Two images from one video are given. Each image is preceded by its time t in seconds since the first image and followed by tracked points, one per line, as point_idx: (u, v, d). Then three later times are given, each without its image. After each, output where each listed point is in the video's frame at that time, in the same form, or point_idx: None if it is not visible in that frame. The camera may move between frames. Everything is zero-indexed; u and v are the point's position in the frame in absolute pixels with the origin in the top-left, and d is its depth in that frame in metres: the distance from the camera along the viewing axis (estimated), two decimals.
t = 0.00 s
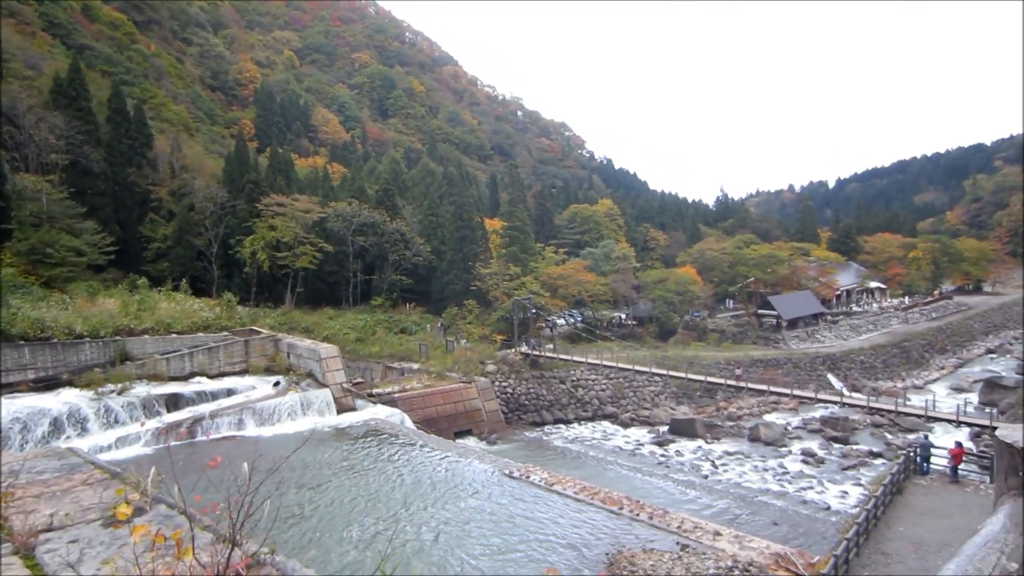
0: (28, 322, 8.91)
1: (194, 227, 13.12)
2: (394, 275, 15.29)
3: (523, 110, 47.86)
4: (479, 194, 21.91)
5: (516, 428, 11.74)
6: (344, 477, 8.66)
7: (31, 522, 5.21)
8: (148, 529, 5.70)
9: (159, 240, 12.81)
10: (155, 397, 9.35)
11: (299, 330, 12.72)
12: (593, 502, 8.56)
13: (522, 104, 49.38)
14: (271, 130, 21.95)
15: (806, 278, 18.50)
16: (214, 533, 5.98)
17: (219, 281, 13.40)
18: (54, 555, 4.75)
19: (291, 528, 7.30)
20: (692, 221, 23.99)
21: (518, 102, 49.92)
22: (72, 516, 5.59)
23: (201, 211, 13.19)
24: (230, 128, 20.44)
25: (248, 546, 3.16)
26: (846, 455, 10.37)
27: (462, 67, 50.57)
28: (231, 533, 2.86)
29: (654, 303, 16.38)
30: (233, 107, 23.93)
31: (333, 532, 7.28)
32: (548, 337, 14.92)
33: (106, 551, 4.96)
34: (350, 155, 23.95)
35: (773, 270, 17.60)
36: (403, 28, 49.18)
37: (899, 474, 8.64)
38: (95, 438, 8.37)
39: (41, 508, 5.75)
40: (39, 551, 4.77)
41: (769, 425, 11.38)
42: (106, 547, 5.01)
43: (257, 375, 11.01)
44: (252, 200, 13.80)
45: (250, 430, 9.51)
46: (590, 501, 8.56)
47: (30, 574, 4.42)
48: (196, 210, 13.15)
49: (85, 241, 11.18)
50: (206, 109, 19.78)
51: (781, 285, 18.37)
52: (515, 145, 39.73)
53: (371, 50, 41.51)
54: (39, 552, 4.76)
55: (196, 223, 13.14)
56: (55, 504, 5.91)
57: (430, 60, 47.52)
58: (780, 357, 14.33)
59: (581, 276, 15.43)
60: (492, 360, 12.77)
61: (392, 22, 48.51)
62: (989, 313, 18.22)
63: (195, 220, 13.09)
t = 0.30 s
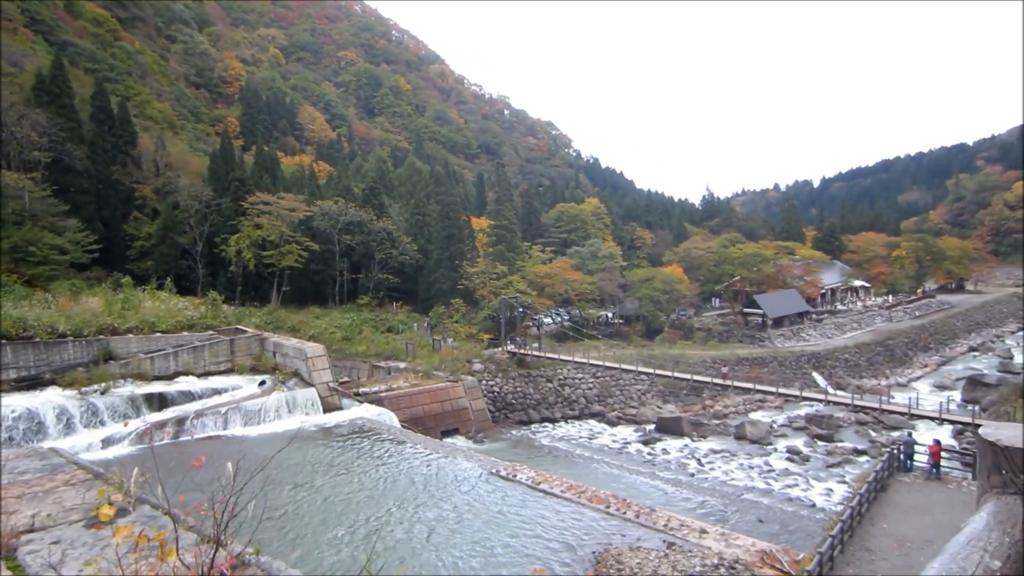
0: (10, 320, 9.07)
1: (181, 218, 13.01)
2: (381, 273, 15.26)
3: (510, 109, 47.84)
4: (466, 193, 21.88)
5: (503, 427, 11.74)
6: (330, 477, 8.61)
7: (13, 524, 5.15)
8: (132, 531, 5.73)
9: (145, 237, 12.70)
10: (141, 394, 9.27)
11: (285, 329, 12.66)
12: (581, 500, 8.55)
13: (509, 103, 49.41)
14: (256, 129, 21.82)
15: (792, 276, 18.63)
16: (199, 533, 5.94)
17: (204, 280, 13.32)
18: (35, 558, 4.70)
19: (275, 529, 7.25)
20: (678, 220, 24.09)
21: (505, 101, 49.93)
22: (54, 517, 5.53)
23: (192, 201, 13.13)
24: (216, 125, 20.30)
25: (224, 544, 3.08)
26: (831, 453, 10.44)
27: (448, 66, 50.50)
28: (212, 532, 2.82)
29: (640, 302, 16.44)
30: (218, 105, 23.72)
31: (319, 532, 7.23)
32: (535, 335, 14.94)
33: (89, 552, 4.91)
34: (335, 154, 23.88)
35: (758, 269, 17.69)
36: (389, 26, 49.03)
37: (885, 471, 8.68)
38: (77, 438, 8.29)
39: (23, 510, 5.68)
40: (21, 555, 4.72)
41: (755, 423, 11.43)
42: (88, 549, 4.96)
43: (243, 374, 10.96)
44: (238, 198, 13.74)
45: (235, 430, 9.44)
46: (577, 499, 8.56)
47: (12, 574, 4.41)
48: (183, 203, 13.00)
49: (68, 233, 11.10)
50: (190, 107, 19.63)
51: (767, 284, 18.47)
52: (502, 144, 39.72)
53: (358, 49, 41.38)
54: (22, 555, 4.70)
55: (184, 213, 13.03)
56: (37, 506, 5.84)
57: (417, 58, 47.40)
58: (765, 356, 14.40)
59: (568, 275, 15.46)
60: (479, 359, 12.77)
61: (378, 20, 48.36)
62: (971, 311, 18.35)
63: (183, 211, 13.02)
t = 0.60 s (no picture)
0: None
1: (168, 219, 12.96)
2: (370, 274, 15.22)
3: (499, 109, 47.82)
4: (455, 193, 21.83)
5: (493, 428, 11.74)
6: (319, 479, 8.59)
7: None
8: (118, 535, 5.69)
9: (133, 239, 12.64)
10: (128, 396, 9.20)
11: (273, 330, 12.62)
12: (571, 501, 8.55)
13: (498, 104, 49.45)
14: (244, 129, 21.70)
15: (780, 276, 18.74)
16: (187, 537, 5.92)
17: (191, 281, 13.25)
18: (21, 565, 4.68)
19: (263, 532, 7.20)
20: (667, 221, 24.16)
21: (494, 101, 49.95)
22: (40, 522, 5.49)
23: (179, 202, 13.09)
24: (203, 126, 20.16)
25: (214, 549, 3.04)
26: (819, 452, 10.49)
27: (437, 66, 50.44)
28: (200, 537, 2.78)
29: (630, 302, 16.47)
30: (205, 106, 23.53)
31: (308, 535, 7.22)
32: (524, 336, 14.95)
33: (75, 558, 4.87)
34: (323, 155, 23.80)
35: (746, 269, 17.76)
36: (377, 26, 48.89)
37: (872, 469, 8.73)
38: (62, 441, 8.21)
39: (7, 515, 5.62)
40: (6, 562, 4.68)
41: (744, 422, 11.47)
42: (74, 554, 4.92)
43: (231, 376, 10.91)
44: (226, 199, 13.68)
45: (223, 432, 9.39)
46: (567, 499, 8.56)
47: None
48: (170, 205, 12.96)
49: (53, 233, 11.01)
50: (177, 107, 19.48)
51: (755, 284, 18.55)
52: (491, 144, 39.72)
53: (346, 49, 41.22)
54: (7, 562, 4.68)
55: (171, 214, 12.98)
56: (22, 511, 5.78)
57: (405, 58, 47.27)
58: (754, 355, 14.47)
59: (558, 275, 15.47)
60: (468, 360, 12.76)
61: (366, 21, 48.21)
62: (958, 310, 18.43)
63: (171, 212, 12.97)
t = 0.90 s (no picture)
0: None
1: (155, 219, 12.87)
2: (359, 275, 15.18)
3: (488, 110, 47.80)
4: (444, 194, 21.79)
5: (481, 429, 11.73)
6: (305, 481, 8.54)
7: None
8: (103, 538, 5.64)
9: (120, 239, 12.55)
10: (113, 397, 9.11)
11: (261, 332, 12.56)
12: (559, 502, 8.56)
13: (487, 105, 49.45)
14: (232, 129, 21.60)
15: (768, 278, 18.87)
16: (173, 539, 5.88)
17: (179, 282, 13.20)
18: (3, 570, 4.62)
19: (249, 535, 7.15)
20: (656, 222, 24.24)
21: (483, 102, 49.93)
22: (24, 526, 5.43)
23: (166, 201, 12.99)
24: (191, 126, 20.05)
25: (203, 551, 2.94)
26: (806, 452, 10.55)
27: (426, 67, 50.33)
28: (187, 541, 2.73)
29: (618, 303, 16.52)
30: (193, 106, 23.37)
31: (295, 537, 7.17)
32: (513, 337, 14.95)
33: (58, 563, 4.82)
34: (311, 155, 23.70)
35: (735, 271, 17.86)
36: (367, 27, 48.73)
37: (858, 468, 8.78)
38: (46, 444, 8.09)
39: None
40: None
41: (732, 423, 11.52)
42: (58, 558, 4.88)
43: (218, 377, 10.85)
44: (213, 200, 13.61)
45: (210, 434, 9.33)
46: (555, 500, 8.56)
47: None
48: (158, 205, 12.88)
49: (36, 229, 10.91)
50: (164, 107, 19.35)
51: (743, 285, 18.65)
52: (480, 146, 39.72)
53: (335, 50, 41.04)
54: None
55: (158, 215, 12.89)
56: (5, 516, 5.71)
57: (394, 59, 47.10)
58: (742, 356, 14.54)
59: (547, 277, 15.48)
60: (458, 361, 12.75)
61: (355, 21, 48.06)
62: (943, 311, 18.59)
63: (158, 213, 12.89)
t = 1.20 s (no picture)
0: None
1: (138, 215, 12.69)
2: (343, 276, 15.13)
3: (474, 112, 47.76)
4: (429, 196, 21.73)
5: (466, 431, 11.73)
6: (287, 483, 8.46)
7: None
8: (80, 543, 5.57)
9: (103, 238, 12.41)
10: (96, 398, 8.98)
11: (245, 333, 12.49)
12: (543, 503, 8.56)
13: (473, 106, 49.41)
14: (216, 129, 21.45)
15: (751, 280, 19.02)
16: (152, 543, 5.82)
17: (161, 282, 13.11)
18: None
19: (232, 537, 7.10)
20: (641, 224, 24.32)
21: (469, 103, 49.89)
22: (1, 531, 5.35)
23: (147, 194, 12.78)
24: (173, 125, 19.87)
25: (185, 556, 2.85)
26: (789, 453, 10.63)
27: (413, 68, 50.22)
28: (162, 545, 2.67)
29: (603, 305, 16.57)
30: (176, 105, 23.15)
31: (278, 541, 7.11)
32: (498, 339, 14.98)
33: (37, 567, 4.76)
34: (296, 156, 23.51)
35: (718, 273, 17.98)
36: (352, 27, 48.51)
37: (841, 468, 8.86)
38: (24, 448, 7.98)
39: None
40: None
41: (716, 424, 11.60)
42: (37, 563, 4.82)
43: (201, 379, 10.77)
44: (196, 200, 13.53)
45: (193, 436, 9.25)
46: (540, 501, 8.56)
47: None
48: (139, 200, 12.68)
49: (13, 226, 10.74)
50: (147, 106, 19.17)
51: (727, 287, 18.79)
52: (466, 147, 39.68)
53: (320, 50, 40.80)
54: None
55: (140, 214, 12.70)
56: None
57: (380, 59, 46.95)
58: (726, 358, 14.64)
59: (532, 278, 15.51)
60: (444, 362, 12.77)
61: (341, 21, 47.83)
62: (923, 314, 18.81)
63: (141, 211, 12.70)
